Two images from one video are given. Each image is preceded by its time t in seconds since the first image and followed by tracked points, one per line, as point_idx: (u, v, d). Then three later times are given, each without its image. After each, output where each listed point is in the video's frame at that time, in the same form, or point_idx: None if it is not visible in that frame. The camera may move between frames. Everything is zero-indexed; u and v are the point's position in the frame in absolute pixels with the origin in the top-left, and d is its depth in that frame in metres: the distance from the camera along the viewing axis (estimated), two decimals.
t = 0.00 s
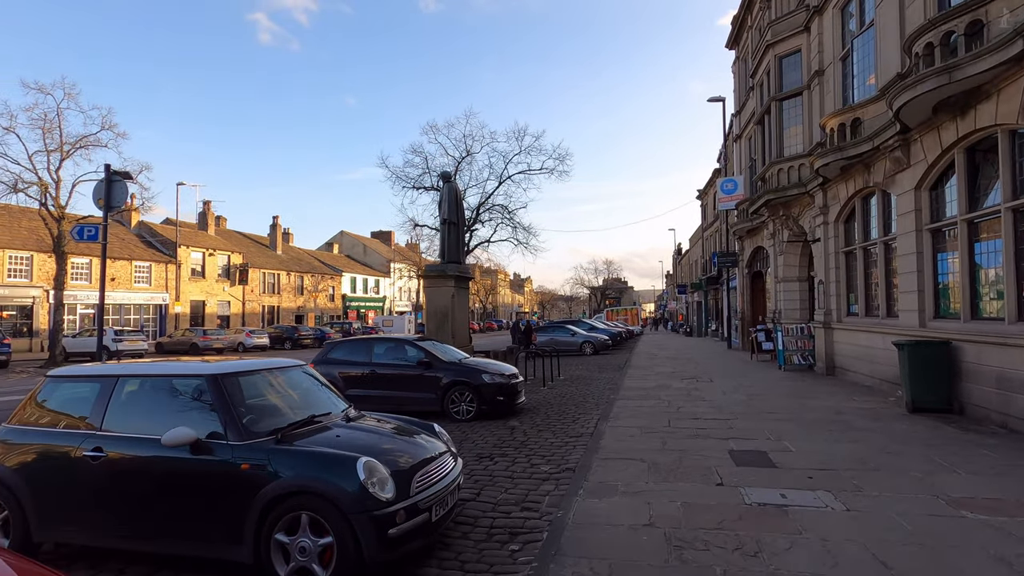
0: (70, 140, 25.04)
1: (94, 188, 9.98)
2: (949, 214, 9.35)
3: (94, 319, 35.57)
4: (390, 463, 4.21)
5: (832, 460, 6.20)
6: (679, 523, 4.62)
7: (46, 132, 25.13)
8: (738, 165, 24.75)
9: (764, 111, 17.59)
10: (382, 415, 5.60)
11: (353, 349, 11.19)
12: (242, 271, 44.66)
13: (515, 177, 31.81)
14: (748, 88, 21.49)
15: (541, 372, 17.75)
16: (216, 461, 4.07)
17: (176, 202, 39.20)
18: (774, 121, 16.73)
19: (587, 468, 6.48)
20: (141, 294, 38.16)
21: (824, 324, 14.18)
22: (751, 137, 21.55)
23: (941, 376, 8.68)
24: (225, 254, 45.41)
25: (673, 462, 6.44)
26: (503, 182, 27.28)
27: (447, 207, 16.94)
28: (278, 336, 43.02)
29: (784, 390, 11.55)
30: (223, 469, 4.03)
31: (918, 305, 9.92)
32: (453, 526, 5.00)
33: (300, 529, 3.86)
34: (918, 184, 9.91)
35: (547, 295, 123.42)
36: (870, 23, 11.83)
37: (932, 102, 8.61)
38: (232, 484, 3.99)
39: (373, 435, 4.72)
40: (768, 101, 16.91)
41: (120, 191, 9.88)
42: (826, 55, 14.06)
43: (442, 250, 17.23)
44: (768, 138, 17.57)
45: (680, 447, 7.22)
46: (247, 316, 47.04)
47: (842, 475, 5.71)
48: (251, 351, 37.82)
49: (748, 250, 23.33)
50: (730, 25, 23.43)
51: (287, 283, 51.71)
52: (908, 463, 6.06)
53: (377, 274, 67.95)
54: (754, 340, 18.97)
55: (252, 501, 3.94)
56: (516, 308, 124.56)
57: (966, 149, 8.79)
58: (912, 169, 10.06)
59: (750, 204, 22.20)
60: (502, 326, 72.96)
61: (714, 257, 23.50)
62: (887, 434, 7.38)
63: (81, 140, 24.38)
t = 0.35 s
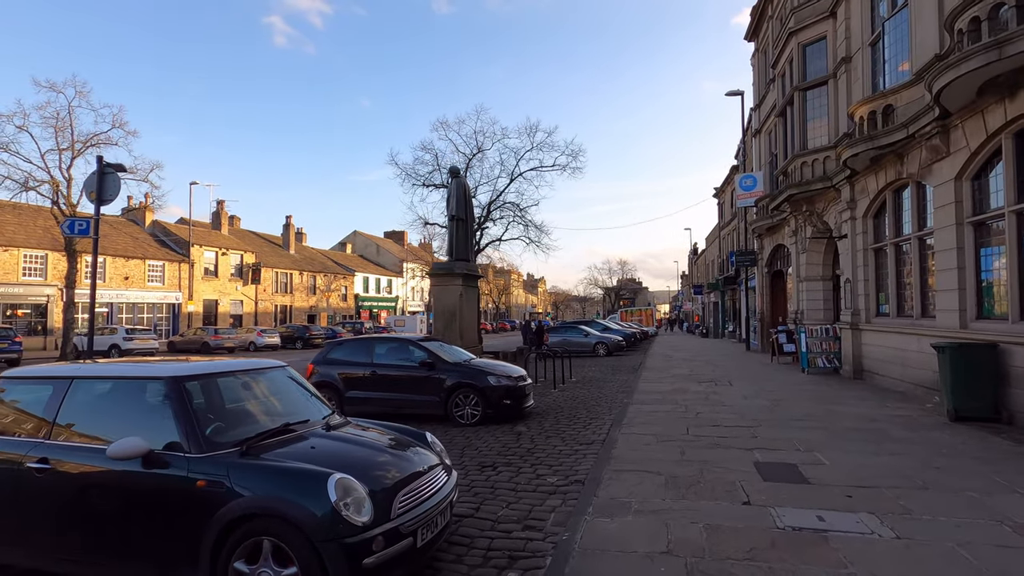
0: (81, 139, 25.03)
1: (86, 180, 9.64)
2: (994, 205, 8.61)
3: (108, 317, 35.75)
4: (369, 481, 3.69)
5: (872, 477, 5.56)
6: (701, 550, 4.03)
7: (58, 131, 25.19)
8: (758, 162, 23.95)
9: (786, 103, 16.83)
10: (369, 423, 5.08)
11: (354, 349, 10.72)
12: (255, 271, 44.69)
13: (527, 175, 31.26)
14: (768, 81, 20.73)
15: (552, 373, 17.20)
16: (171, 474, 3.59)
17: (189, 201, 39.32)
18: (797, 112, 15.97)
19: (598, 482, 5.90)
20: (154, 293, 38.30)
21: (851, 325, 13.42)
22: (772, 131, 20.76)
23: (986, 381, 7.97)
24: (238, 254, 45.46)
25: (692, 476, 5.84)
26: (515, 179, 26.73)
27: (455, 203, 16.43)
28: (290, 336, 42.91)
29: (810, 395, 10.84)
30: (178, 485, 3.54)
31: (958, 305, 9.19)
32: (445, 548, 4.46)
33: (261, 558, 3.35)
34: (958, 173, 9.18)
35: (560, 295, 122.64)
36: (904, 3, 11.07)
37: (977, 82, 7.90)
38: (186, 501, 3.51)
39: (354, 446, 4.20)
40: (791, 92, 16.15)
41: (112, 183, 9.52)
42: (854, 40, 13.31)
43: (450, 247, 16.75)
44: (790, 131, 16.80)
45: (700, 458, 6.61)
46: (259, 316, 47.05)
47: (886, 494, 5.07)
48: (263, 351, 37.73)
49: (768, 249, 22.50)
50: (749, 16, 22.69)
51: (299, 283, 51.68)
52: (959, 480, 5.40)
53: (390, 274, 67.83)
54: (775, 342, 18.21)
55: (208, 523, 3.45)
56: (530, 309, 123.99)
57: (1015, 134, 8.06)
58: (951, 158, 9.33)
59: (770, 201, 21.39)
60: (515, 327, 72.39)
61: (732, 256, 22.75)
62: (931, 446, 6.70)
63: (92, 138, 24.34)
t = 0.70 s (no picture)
0: (73, 138, 24.59)
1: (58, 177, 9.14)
2: None
3: (104, 320, 35.33)
4: (325, 519, 3.15)
5: (901, 499, 5.01)
6: None
7: (50, 130, 24.77)
8: (764, 159, 23.38)
9: (794, 96, 16.26)
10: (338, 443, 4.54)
11: (342, 354, 10.19)
12: (254, 272, 44.28)
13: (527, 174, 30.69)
14: (774, 75, 20.18)
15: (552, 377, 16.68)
16: (95, 509, 3.07)
17: (186, 202, 38.91)
18: (805, 106, 15.39)
19: (598, 503, 5.37)
20: (151, 295, 37.89)
21: (864, 327, 12.85)
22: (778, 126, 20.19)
23: (1016, 389, 7.41)
24: (237, 255, 45.03)
25: (702, 498, 5.30)
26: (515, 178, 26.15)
27: (451, 202, 15.89)
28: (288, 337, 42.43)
29: (823, 402, 10.28)
30: (102, 522, 3.03)
31: (983, 306, 8.63)
32: None
33: None
34: (983, 166, 8.62)
35: (563, 296, 122.04)
36: None
37: (1006, 66, 7.35)
38: (110, 541, 2.99)
39: (313, 472, 3.68)
40: (799, 85, 15.57)
41: (85, 180, 9.02)
42: (866, 29, 12.74)
43: (446, 247, 16.24)
44: (798, 125, 16.23)
45: (710, 474, 6.08)
46: (259, 318, 46.61)
47: (919, 520, 4.52)
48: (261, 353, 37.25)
49: (775, 248, 21.91)
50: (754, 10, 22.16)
51: (299, 284, 51.21)
52: (1000, 503, 4.86)
53: (391, 275, 67.38)
54: (783, 344, 17.65)
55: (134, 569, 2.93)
56: (532, 310, 123.59)
57: None
58: (975, 150, 8.77)
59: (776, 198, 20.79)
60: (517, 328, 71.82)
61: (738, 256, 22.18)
62: (961, 461, 6.15)
63: (84, 137, 23.89)
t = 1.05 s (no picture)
0: (73, 139, 24.35)
1: (33, 174, 8.73)
2: None
3: (108, 323, 35.16)
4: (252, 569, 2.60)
5: (942, 526, 4.42)
6: None
7: (50, 132, 24.57)
8: (775, 155, 22.67)
9: (807, 88, 15.61)
10: (302, 460, 3.97)
11: (332, 359, 9.71)
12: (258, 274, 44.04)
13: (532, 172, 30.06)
14: (785, 69, 19.53)
15: (555, 381, 16.12)
16: None
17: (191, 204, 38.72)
18: (819, 98, 14.74)
19: (596, 527, 4.81)
20: (155, 298, 37.73)
21: (883, 329, 12.18)
22: (790, 120, 19.50)
23: None
24: (242, 257, 44.84)
25: (713, 522, 4.73)
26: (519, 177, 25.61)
27: (451, 200, 15.36)
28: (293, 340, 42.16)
29: (842, 408, 9.64)
30: None
31: (1018, 307, 7.98)
32: None
33: None
34: (1016, 155, 7.98)
35: (571, 298, 121.32)
36: None
37: None
38: None
39: (254, 504, 3.11)
40: (813, 76, 14.92)
41: (60, 176, 8.61)
42: (884, 14, 12.10)
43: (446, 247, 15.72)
44: (812, 118, 15.57)
45: (722, 493, 5.51)
46: (264, 320, 46.39)
47: (966, 553, 3.93)
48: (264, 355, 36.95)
49: (787, 246, 21.20)
50: (764, 2, 21.50)
51: (305, 286, 50.96)
52: None
53: (397, 277, 67.03)
54: (796, 346, 16.97)
55: None
56: (540, 311, 123.02)
57: None
58: (1007, 138, 8.14)
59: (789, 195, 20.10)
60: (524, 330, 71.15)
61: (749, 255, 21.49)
62: (1004, 479, 5.53)
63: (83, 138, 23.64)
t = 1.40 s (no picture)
0: (72, 135, 24.06)
1: (4, 164, 8.28)
2: None
3: (110, 322, 34.93)
4: None
5: (993, 560, 3.82)
6: None
7: (50, 129, 24.34)
8: (787, 152, 22.00)
9: (822, 80, 14.97)
10: (251, 479, 3.39)
11: (319, 360, 9.19)
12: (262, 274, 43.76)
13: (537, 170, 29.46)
14: (799, 63, 18.91)
15: (558, 384, 15.52)
16: None
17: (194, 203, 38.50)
18: (835, 89, 14.09)
19: (593, 553, 4.23)
20: (158, 297, 37.51)
21: (904, 331, 11.50)
22: (804, 114, 18.85)
23: None
24: (246, 257, 44.58)
25: (727, 549, 4.15)
26: (523, 174, 25.06)
27: (451, 196, 14.80)
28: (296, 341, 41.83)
29: (862, 416, 9.00)
30: None
31: None
32: None
33: None
34: None
35: (577, 300, 120.62)
36: None
37: None
38: None
39: (171, 536, 2.56)
40: (829, 66, 14.28)
41: (32, 166, 8.15)
42: None
43: (445, 245, 15.19)
44: (827, 111, 14.92)
45: (736, 512, 4.92)
46: (268, 320, 46.10)
47: None
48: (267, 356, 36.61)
49: (800, 246, 20.51)
50: None
51: (309, 286, 50.64)
52: None
53: (403, 278, 66.65)
54: (810, 349, 16.31)
55: None
56: (547, 313, 122.40)
57: None
58: None
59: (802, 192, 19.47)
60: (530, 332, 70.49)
61: (760, 255, 20.82)
62: None
63: (82, 135, 23.38)
